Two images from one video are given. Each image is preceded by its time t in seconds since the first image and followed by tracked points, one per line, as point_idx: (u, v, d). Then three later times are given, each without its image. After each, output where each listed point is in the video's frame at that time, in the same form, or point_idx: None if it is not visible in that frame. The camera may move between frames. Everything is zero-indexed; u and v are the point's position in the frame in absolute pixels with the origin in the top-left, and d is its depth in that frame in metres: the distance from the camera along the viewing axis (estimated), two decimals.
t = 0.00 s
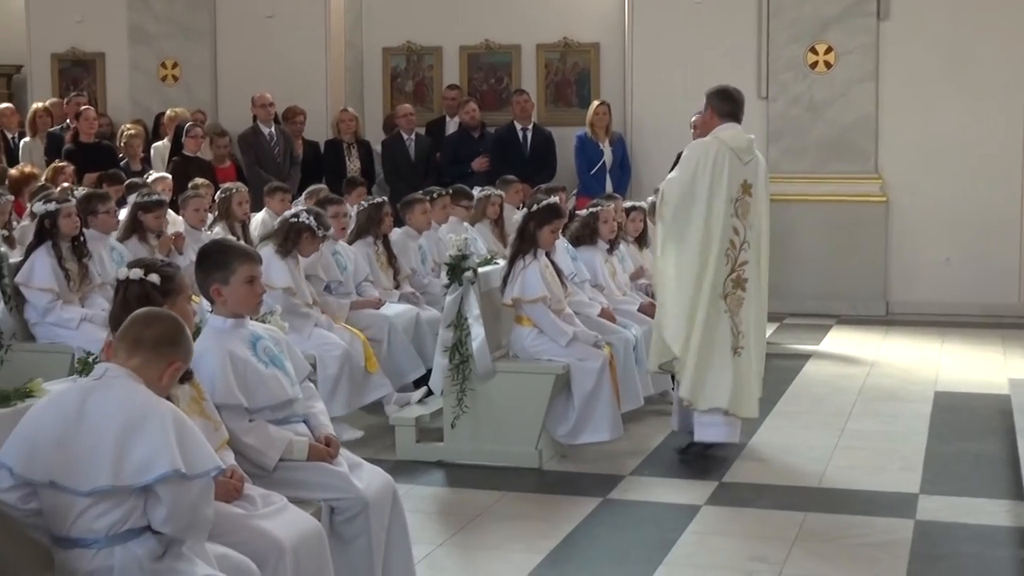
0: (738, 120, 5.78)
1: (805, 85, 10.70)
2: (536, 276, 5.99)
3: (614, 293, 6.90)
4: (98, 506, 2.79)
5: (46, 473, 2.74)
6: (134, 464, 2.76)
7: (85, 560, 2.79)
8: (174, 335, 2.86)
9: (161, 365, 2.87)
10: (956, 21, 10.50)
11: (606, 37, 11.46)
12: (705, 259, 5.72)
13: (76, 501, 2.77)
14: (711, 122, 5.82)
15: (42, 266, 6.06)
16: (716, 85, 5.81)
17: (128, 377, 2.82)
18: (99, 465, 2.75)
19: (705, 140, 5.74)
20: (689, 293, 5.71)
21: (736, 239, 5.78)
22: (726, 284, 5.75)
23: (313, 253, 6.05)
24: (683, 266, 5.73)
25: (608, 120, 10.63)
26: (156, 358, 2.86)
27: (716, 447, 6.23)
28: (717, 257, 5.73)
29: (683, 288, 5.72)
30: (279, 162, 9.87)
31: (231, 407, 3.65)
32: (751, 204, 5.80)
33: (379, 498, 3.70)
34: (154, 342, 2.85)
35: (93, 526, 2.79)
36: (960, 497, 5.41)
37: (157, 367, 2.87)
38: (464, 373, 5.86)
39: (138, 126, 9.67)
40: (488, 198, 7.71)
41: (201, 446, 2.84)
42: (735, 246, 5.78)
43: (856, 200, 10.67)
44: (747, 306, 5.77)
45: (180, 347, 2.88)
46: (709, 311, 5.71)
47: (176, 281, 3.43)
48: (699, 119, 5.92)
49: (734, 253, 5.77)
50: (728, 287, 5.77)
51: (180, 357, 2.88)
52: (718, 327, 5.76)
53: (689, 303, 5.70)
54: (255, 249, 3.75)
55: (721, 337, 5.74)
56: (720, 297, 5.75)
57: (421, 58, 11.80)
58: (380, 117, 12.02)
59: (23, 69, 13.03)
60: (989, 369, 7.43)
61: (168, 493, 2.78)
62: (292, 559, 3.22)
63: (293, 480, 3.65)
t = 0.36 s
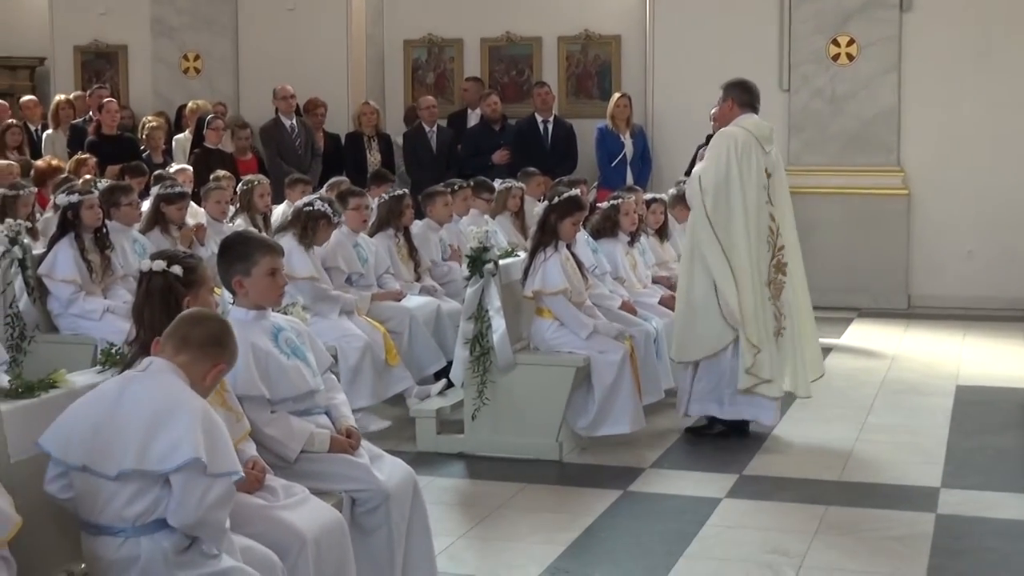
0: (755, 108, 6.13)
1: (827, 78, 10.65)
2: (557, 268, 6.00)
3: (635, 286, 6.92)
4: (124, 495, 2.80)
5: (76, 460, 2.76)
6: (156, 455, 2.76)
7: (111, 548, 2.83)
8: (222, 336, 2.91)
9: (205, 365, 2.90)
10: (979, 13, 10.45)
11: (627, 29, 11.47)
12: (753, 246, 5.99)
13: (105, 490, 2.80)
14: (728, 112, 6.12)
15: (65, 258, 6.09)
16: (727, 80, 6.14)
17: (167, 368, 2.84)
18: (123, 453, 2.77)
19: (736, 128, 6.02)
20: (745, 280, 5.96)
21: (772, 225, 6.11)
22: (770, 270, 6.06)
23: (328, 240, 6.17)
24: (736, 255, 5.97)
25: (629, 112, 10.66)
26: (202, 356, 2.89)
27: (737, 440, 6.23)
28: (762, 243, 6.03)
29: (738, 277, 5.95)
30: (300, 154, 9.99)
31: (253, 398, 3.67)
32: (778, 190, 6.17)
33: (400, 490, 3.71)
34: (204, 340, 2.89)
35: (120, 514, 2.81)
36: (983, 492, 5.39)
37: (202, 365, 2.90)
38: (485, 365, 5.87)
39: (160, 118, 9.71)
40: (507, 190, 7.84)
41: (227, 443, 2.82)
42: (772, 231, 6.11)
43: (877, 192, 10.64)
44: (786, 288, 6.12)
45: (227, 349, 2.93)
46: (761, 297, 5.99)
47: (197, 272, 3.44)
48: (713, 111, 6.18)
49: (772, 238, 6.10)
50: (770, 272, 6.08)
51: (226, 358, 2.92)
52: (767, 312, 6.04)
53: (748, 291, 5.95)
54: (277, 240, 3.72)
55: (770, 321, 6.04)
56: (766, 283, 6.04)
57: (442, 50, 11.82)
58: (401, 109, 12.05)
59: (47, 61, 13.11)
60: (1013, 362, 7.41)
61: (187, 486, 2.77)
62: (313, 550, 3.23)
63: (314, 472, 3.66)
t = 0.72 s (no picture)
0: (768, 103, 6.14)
1: (843, 72, 10.64)
2: (572, 263, 6.00)
3: (649, 281, 6.95)
4: (138, 491, 2.79)
5: (93, 456, 2.78)
6: (169, 449, 2.75)
7: (127, 544, 2.81)
8: (236, 331, 2.91)
9: (219, 360, 2.91)
10: (995, 7, 10.42)
11: (642, 24, 11.48)
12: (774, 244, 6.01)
13: (120, 486, 2.79)
14: (742, 106, 6.12)
15: (81, 253, 6.10)
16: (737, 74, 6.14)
17: (182, 363, 2.85)
18: (136, 448, 2.76)
19: (757, 125, 6.04)
20: (767, 278, 5.98)
21: (789, 222, 6.14)
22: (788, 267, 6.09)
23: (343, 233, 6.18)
24: (756, 253, 6.00)
25: (644, 107, 10.63)
26: (215, 351, 2.90)
27: (753, 435, 6.22)
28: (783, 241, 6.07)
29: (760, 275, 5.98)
30: (315, 149, 9.97)
31: (269, 392, 3.67)
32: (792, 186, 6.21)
33: (414, 484, 3.72)
34: (219, 336, 2.89)
35: (132, 512, 2.80)
36: (1000, 487, 5.39)
37: (216, 360, 2.90)
38: (499, 360, 5.88)
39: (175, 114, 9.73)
40: (523, 184, 7.95)
41: (241, 441, 2.80)
42: (789, 228, 6.14)
43: (890, 187, 10.62)
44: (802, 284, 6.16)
45: (243, 345, 2.93)
46: (781, 294, 6.01)
47: (213, 267, 3.43)
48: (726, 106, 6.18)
49: (789, 235, 6.13)
50: (788, 269, 6.11)
51: (239, 353, 2.93)
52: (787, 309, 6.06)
53: (771, 289, 5.97)
54: (293, 236, 3.74)
55: (790, 318, 6.06)
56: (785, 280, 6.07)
57: (457, 45, 11.87)
58: (416, 104, 12.07)
59: (63, 56, 13.14)
60: None
61: (198, 482, 2.74)
62: (329, 543, 3.22)
63: (328, 466, 3.66)
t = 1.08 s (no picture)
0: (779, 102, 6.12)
1: (856, 71, 10.61)
2: (586, 262, 5.99)
3: (663, 280, 6.95)
4: (140, 494, 2.76)
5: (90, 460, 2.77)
6: (162, 452, 2.72)
7: (138, 545, 2.78)
8: (207, 310, 2.85)
9: (212, 343, 2.87)
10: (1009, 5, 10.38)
11: (655, 23, 11.46)
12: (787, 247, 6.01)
13: (123, 490, 2.77)
14: (753, 105, 6.09)
15: (95, 253, 6.11)
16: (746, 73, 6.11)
17: (182, 362, 2.83)
18: (133, 451, 2.74)
19: (773, 125, 6.03)
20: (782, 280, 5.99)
21: (802, 221, 6.14)
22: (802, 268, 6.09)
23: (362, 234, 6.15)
24: (771, 255, 6.01)
25: (657, 106, 10.65)
26: (200, 334, 2.85)
27: (767, 434, 6.21)
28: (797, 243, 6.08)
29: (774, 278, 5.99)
30: (329, 148, 10.00)
31: (283, 392, 3.67)
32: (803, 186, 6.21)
33: (429, 483, 3.72)
34: (197, 317, 2.85)
35: (131, 518, 2.79)
36: (1014, 487, 5.37)
37: (208, 343, 2.86)
38: (513, 360, 5.87)
39: (189, 113, 9.75)
40: (536, 184, 7.99)
41: (236, 444, 2.77)
42: (801, 228, 6.14)
43: (903, 185, 10.60)
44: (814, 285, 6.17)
45: (223, 316, 2.87)
46: (796, 295, 6.01)
47: (228, 266, 3.44)
48: (735, 105, 6.16)
49: (802, 235, 6.13)
50: (801, 269, 6.11)
51: (224, 326, 2.87)
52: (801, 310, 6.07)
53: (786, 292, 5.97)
54: (306, 236, 3.73)
55: (803, 319, 6.07)
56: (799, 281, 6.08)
57: (470, 44, 11.87)
58: (429, 103, 12.08)
59: (77, 56, 13.17)
60: None
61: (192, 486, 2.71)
62: (344, 543, 3.21)
63: (344, 466, 3.67)
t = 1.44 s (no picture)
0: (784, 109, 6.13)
1: (865, 77, 10.60)
2: (594, 269, 6.00)
3: (671, 287, 6.95)
4: (141, 503, 2.78)
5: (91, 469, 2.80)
6: (158, 463, 2.74)
7: (144, 553, 2.79)
8: (185, 318, 2.83)
9: (202, 349, 2.85)
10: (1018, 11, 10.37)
11: (663, 30, 11.47)
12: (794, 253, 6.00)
13: (123, 499, 2.79)
14: (757, 113, 6.10)
15: (105, 260, 6.13)
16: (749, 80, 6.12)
17: (181, 370, 2.84)
18: (131, 462, 2.76)
19: (780, 133, 6.03)
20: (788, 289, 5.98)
21: (808, 228, 6.14)
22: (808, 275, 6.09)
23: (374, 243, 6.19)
24: (777, 263, 6.01)
25: (666, 113, 10.60)
26: (187, 342, 2.84)
27: (776, 441, 6.21)
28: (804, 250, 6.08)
29: (780, 286, 5.99)
30: (337, 156, 10.03)
31: (291, 400, 3.66)
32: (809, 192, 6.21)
33: (437, 490, 3.72)
34: (180, 327, 2.84)
35: (131, 527, 2.81)
36: None
37: (199, 350, 2.85)
38: (521, 367, 5.88)
39: (198, 121, 9.78)
40: (544, 191, 7.91)
41: (233, 454, 2.78)
42: (808, 235, 6.14)
43: (911, 191, 10.59)
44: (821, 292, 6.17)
45: (208, 320, 2.85)
46: (803, 302, 6.02)
47: (236, 273, 3.43)
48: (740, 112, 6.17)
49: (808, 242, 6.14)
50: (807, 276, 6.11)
51: (209, 331, 2.85)
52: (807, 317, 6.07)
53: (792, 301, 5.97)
54: (315, 243, 3.72)
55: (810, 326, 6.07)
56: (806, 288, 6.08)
57: (479, 52, 11.88)
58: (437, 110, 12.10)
59: (87, 65, 13.21)
60: None
61: (195, 497, 2.74)
62: (352, 550, 3.21)
63: (352, 473, 3.67)
